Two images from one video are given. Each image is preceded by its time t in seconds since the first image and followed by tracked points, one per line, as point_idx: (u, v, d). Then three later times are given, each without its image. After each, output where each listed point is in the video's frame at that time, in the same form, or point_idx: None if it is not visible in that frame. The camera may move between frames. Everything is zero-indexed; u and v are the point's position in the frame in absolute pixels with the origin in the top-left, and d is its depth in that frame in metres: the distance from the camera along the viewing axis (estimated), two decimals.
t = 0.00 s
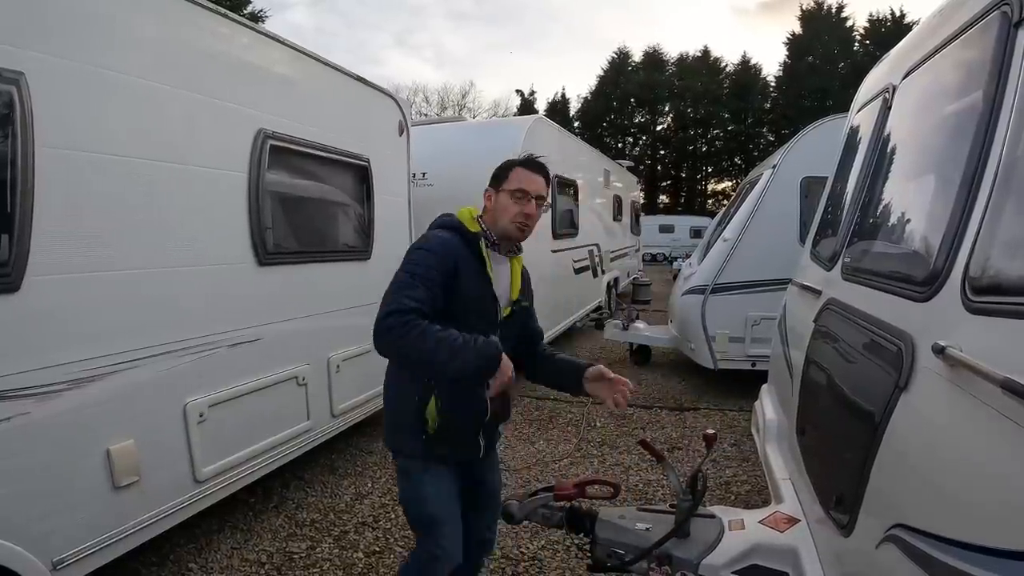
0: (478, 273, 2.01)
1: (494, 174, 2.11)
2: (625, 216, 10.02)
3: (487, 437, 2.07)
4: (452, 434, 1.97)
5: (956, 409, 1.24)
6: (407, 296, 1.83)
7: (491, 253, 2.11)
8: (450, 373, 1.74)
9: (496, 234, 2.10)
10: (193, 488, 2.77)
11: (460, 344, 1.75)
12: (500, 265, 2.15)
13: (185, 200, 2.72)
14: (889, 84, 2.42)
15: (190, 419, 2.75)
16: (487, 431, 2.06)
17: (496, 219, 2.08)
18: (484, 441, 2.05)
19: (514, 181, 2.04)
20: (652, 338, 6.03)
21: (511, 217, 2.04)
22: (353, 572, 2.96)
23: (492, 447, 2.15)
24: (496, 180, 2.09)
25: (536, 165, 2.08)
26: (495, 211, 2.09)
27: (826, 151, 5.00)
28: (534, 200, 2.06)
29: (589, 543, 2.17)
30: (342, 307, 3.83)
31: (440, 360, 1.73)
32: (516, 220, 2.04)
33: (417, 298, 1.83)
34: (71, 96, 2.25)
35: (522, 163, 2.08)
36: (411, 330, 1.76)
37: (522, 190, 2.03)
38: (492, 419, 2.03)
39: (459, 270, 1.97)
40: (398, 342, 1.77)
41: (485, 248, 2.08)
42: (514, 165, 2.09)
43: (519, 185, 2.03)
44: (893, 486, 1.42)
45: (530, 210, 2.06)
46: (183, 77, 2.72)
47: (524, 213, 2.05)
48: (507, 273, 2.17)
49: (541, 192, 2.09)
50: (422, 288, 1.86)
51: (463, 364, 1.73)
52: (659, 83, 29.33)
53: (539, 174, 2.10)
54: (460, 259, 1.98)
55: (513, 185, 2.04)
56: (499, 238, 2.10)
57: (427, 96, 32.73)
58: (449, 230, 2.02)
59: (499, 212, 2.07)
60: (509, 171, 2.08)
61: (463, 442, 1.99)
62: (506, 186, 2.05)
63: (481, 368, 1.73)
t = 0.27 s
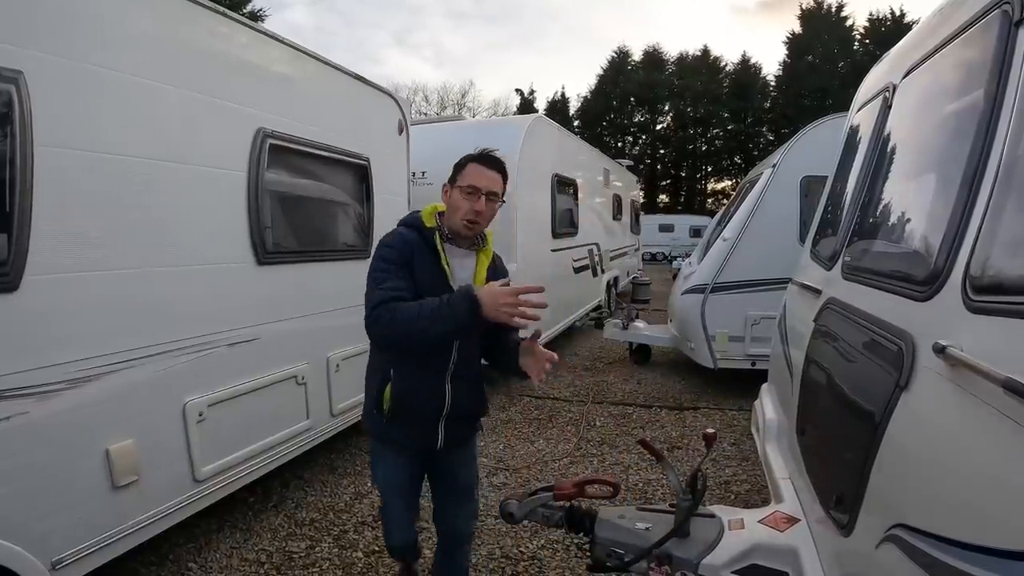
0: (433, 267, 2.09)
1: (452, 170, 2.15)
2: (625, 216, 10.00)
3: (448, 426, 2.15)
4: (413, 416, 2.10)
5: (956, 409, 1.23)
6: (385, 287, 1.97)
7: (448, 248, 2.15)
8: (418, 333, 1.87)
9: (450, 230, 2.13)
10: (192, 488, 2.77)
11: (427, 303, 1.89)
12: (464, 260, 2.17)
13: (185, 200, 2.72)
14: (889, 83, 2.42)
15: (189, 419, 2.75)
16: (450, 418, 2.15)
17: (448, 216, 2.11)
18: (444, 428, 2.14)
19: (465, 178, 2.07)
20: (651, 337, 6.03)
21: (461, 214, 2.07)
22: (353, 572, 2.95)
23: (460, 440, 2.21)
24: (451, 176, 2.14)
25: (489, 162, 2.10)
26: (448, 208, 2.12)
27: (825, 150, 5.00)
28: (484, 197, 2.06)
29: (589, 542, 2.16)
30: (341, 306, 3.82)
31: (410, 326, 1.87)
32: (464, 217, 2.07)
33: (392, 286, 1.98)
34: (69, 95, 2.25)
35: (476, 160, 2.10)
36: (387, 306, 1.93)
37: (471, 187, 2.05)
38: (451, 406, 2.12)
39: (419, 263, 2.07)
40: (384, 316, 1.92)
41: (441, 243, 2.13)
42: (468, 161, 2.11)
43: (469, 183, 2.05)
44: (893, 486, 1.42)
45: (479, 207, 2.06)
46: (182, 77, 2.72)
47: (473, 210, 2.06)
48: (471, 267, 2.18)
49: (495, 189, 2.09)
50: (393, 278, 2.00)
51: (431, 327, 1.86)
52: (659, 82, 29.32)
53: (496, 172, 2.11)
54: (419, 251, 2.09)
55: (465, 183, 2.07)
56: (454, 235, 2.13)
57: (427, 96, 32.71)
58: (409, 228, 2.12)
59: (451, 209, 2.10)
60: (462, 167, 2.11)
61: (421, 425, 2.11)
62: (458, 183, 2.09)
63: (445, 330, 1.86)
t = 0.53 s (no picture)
0: (392, 277, 2.13)
1: (408, 185, 2.08)
2: (625, 216, 10.01)
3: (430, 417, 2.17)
4: (392, 409, 2.14)
5: (956, 408, 1.24)
6: (352, 309, 2.02)
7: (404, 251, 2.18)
8: (396, 346, 1.92)
9: (407, 240, 2.16)
10: (192, 487, 2.77)
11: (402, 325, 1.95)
12: (421, 256, 2.20)
13: (185, 199, 2.72)
14: (889, 83, 2.42)
15: (190, 419, 2.75)
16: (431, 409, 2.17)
17: (411, 232, 2.13)
18: (426, 426, 2.17)
19: (430, 204, 2.07)
20: (651, 337, 6.03)
21: (426, 233, 2.12)
22: (353, 571, 2.95)
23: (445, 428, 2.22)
24: (410, 194, 2.08)
25: (449, 182, 2.08)
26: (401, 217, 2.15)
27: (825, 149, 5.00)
28: (450, 218, 2.12)
29: (589, 541, 2.16)
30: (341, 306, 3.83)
31: (395, 343, 1.93)
32: (431, 236, 2.13)
33: (357, 306, 2.02)
34: (69, 95, 2.25)
35: (436, 179, 2.07)
36: (364, 329, 1.96)
37: (437, 212, 2.08)
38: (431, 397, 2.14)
39: (376, 276, 2.10)
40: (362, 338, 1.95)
41: (395, 249, 2.16)
42: (427, 180, 2.06)
43: (435, 209, 2.07)
44: (893, 485, 1.42)
45: (447, 228, 2.13)
46: (182, 76, 2.71)
47: (441, 231, 2.12)
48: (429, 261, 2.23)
49: (456, 206, 2.13)
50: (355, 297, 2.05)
51: (411, 350, 1.91)
52: (659, 82, 29.31)
53: (453, 187, 2.11)
54: (376, 264, 2.11)
55: (430, 208, 2.07)
56: (410, 243, 2.17)
57: (427, 95, 32.69)
58: (363, 239, 2.15)
59: (413, 227, 2.12)
60: (421, 187, 2.07)
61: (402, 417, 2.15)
62: (422, 207, 2.08)
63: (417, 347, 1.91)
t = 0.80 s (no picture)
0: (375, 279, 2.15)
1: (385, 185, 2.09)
2: (627, 216, 10.01)
3: (415, 418, 2.18)
4: (377, 407, 2.17)
5: (958, 409, 1.24)
6: (335, 315, 2.04)
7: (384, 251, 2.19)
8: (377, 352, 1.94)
9: (387, 240, 2.16)
10: (195, 487, 2.77)
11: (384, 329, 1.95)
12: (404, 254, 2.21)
13: (188, 199, 2.73)
14: (891, 83, 2.42)
15: (193, 419, 2.75)
16: (416, 410, 2.18)
17: (391, 233, 2.14)
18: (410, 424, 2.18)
19: (409, 203, 2.08)
20: (654, 337, 6.02)
21: (408, 233, 2.13)
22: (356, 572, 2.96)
23: (432, 428, 2.24)
24: (387, 195, 2.09)
25: (427, 180, 2.10)
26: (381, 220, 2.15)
27: (827, 149, 5.00)
28: (430, 215, 2.14)
29: (591, 541, 2.16)
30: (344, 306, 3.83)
31: (376, 347, 1.93)
32: (412, 235, 2.14)
33: (341, 311, 2.04)
34: (73, 96, 2.26)
35: (413, 179, 2.08)
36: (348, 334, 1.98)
37: (414, 210, 2.08)
38: (415, 398, 2.16)
39: (359, 279, 2.13)
40: (347, 342, 1.98)
41: (376, 250, 2.17)
42: (403, 180, 2.08)
43: (414, 208, 2.08)
44: (894, 485, 1.42)
45: (427, 225, 2.14)
46: (183, 77, 2.72)
47: (422, 230, 2.14)
48: (413, 260, 2.24)
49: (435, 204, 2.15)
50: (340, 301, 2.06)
51: (390, 351, 1.93)
52: (660, 83, 29.30)
53: (430, 185, 2.13)
54: (358, 266, 2.14)
55: (408, 208, 2.09)
56: (391, 244, 2.17)
57: (430, 95, 32.69)
58: (344, 242, 2.17)
59: (393, 228, 2.12)
60: (396, 187, 2.07)
61: (387, 416, 2.17)
62: (401, 207, 2.09)
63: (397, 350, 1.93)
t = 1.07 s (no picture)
0: (365, 288, 2.06)
1: (399, 194, 2.03)
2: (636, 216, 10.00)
3: (400, 432, 2.14)
4: (363, 420, 2.14)
5: (966, 410, 1.23)
6: (318, 321, 2.03)
7: (385, 258, 2.14)
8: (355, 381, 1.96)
9: (394, 248, 2.11)
10: (204, 487, 2.79)
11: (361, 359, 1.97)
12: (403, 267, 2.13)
13: (197, 200, 2.74)
14: (899, 82, 2.40)
15: (202, 419, 2.76)
16: (400, 426, 2.14)
17: (400, 242, 2.08)
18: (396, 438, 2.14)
19: (422, 215, 2.02)
20: (662, 337, 6.01)
21: (417, 245, 2.07)
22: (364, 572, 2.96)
23: (420, 441, 2.20)
24: (401, 204, 2.03)
25: (444, 194, 2.04)
26: (389, 228, 2.09)
27: (835, 148, 4.97)
28: (442, 230, 2.08)
29: (599, 541, 2.15)
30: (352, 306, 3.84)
31: (354, 378, 1.96)
32: (421, 248, 2.08)
33: (324, 319, 2.04)
34: (83, 98, 2.27)
35: (429, 190, 2.02)
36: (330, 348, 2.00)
37: (425, 223, 2.02)
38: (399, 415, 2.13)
39: (349, 285, 2.07)
40: (326, 360, 2.00)
41: (377, 255, 2.12)
42: (417, 190, 2.02)
43: (427, 221, 2.02)
44: (902, 486, 1.41)
45: (438, 240, 2.08)
46: (192, 78, 2.73)
47: (432, 244, 2.08)
48: (414, 274, 2.14)
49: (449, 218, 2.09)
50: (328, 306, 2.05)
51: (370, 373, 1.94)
52: (668, 82, 29.25)
53: (447, 199, 2.07)
54: (351, 270, 2.08)
55: (421, 220, 2.03)
56: (395, 252, 2.12)
57: (437, 96, 32.73)
58: (346, 240, 2.13)
59: (403, 237, 2.07)
60: (408, 198, 2.01)
61: (371, 430, 2.13)
62: (414, 218, 2.03)
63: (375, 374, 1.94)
